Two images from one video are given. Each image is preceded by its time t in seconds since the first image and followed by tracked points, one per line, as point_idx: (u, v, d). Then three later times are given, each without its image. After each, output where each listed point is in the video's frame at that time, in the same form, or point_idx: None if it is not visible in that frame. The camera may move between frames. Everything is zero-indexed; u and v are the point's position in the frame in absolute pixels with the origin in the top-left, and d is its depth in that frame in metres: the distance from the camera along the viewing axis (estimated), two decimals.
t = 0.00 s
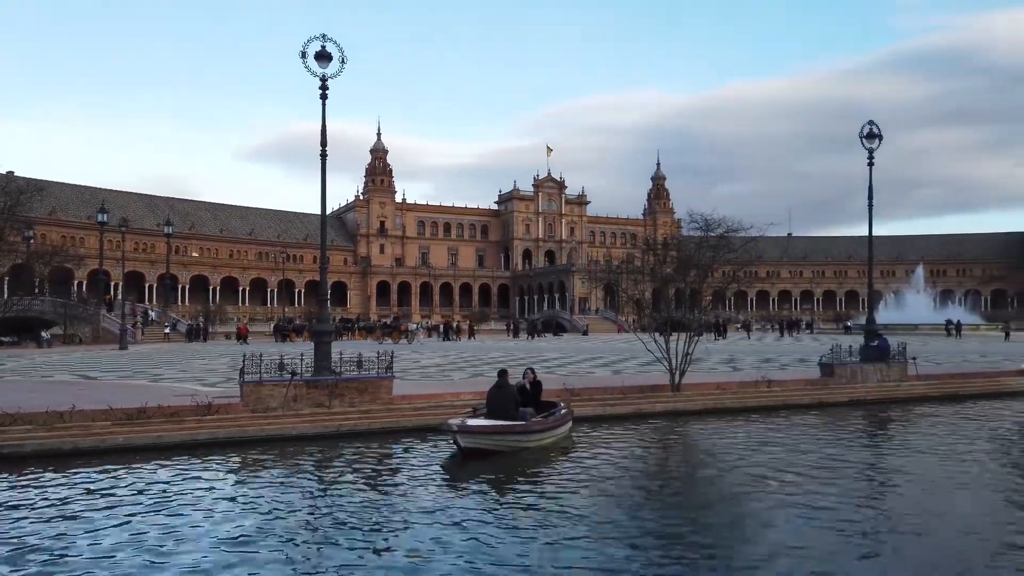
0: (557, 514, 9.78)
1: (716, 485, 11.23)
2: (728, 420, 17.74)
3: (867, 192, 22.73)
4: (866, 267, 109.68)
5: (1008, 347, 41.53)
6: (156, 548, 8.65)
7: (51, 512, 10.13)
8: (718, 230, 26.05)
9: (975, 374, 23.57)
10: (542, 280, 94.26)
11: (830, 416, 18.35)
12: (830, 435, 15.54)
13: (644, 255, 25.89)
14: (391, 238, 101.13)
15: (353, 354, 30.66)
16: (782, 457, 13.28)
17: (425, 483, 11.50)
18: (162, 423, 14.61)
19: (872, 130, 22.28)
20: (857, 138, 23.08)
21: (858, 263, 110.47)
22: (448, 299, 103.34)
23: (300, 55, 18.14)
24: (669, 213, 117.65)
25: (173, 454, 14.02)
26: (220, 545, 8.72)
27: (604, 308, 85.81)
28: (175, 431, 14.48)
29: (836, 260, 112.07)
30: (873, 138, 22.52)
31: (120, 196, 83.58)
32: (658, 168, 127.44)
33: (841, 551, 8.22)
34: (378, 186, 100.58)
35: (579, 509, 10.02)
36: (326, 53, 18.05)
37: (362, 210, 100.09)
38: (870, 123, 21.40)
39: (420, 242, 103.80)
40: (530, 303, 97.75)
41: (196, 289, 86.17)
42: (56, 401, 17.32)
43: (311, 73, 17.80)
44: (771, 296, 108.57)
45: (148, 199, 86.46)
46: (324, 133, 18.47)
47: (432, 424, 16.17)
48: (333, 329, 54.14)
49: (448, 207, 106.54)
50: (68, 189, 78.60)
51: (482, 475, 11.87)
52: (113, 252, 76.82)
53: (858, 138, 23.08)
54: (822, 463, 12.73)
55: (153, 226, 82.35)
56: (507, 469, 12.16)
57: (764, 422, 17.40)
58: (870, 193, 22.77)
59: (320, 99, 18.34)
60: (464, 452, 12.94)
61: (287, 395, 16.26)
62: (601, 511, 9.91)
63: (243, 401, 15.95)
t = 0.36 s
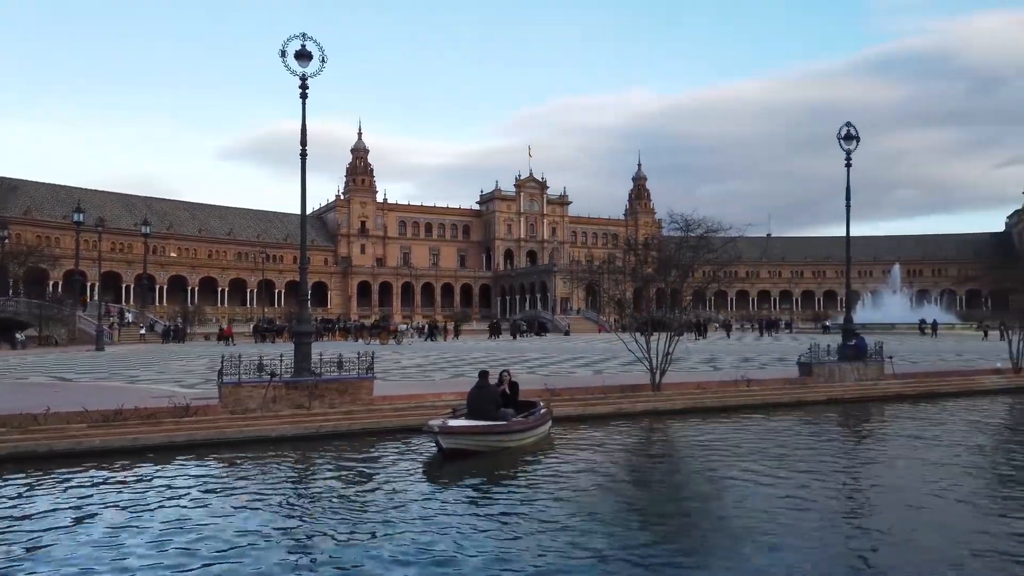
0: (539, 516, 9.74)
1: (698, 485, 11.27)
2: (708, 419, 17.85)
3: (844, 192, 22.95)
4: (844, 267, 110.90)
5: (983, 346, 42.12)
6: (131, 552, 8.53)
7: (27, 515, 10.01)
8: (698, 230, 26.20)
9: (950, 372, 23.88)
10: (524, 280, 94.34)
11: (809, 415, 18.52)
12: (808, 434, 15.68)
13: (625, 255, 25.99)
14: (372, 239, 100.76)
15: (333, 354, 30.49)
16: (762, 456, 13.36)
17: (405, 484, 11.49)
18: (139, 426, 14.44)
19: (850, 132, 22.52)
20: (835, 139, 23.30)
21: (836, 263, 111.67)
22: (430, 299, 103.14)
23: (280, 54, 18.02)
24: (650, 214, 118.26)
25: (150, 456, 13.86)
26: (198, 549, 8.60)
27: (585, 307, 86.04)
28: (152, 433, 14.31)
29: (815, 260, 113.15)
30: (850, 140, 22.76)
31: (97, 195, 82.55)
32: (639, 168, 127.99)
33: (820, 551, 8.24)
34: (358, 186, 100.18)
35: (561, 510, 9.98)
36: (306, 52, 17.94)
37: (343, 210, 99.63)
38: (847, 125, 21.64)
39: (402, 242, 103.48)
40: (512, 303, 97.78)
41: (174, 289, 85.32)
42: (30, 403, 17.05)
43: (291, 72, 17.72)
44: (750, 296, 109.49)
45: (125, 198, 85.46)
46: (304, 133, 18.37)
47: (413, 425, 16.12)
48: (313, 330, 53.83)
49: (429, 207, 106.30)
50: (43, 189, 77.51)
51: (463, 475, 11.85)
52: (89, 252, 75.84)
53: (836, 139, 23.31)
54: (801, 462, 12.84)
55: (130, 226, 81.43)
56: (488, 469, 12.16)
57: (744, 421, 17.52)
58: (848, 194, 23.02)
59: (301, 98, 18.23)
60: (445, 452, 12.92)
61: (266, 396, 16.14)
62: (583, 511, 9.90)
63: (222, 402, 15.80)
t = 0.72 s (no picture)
0: (516, 515, 9.74)
1: (675, 484, 11.34)
2: (684, 419, 17.99)
3: (819, 193, 23.22)
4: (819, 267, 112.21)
5: (953, 344, 42.75)
6: (102, 556, 8.41)
7: None
8: (675, 231, 26.37)
9: (923, 371, 24.23)
10: (502, 280, 94.31)
11: (784, 414, 18.72)
12: (784, 432, 15.85)
13: (602, 255, 26.09)
14: (350, 238, 100.22)
15: (310, 355, 30.27)
16: (737, 454, 13.48)
17: (382, 484, 11.45)
18: (111, 428, 14.23)
19: (824, 133, 22.79)
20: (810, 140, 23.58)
21: (811, 263, 112.95)
22: (408, 299, 102.85)
23: (256, 52, 17.88)
24: (628, 214, 118.78)
25: (122, 458, 13.66)
26: (171, 552, 8.51)
27: (564, 308, 86.22)
28: (124, 436, 14.09)
29: (791, 261, 114.27)
30: (824, 142, 23.05)
31: (68, 194, 81.31)
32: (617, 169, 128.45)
33: (793, 549, 8.32)
34: (336, 186, 99.64)
35: (538, 510, 9.99)
36: (283, 49, 17.81)
37: (320, 209, 99.06)
38: (822, 126, 21.91)
39: (380, 242, 103.01)
40: (490, 303, 97.71)
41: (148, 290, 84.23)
42: None
43: (268, 70, 17.58)
44: (726, 296, 110.42)
45: (97, 197, 84.28)
46: (281, 132, 18.26)
47: (390, 426, 16.07)
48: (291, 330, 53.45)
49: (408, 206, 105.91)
50: (13, 187, 76.21)
51: (440, 475, 11.83)
52: (60, 252, 74.62)
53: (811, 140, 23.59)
54: (776, 460, 12.99)
55: (102, 225, 80.32)
56: (466, 469, 12.15)
57: (720, 420, 17.65)
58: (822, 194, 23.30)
59: (277, 97, 18.10)
60: (423, 452, 12.89)
61: (242, 397, 15.99)
62: (561, 511, 9.92)
63: (196, 404, 15.60)
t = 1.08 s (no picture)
0: (490, 514, 9.77)
1: (647, 481, 11.44)
2: (657, 417, 18.13)
3: (789, 194, 23.49)
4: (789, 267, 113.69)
5: (918, 343, 43.59)
6: (64, 559, 8.25)
7: None
8: (648, 231, 26.55)
9: (889, 369, 24.65)
10: (477, 280, 94.18)
11: (755, 412, 18.95)
12: (754, 430, 16.05)
13: (576, 254, 26.18)
14: (323, 237, 99.44)
15: (281, 355, 29.98)
16: (709, 452, 13.61)
17: (355, 485, 11.40)
18: (77, 429, 13.95)
19: (794, 135, 23.06)
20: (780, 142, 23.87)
21: (781, 263, 114.43)
22: (382, 298, 102.32)
23: (225, 48, 17.67)
24: (602, 214, 119.30)
25: (89, 460, 13.42)
26: (137, 555, 8.38)
27: (538, 307, 86.38)
28: (91, 437, 13.84)
29: (762, 261, 115.65)
30: (794, 143, 23.32)
31: (33, 191, 79.68)
32: (591, 168, 128.94)
33: (763, 546, 8.39)
34: (309, 184, 98.85)
35: (511, 509, 9.98)
36: (254, 46, 17.63)
37: (292, 207, 98.22)
38: (792, 128, 22.17)
39: (353, 240, 102.37)
40: (465, 302, 97.53)
41: (116, 289, 82.80)
42: None
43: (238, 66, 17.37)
44: (699, 296, 111.48)
45: (63, 194, 82.67)
46: (252, 129, 18.06)
47: (363, 426, 15.98)
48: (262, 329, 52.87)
49: (381, 205, 105.35)
50: None
51: (414, 475, 11.81)
52: (24, 249, 73.09)
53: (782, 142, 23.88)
54: (747, 457, 13.15)
55: (69, 223, 78.84)
56: (440, 469, 12.13)
57: (692, 418, 17.81)
58: (792, 195, 23.59)
59: (248, 94, 17.91)
60: (395, 452, 12.85)
61: (211, 397, 15.78)
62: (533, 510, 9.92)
63: (164, 404, 15.37)
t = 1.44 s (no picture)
0: (453, 511, 9.77)
1: (609, 478, 11.54)
2: (619, 414, 18.28)
3: (748, 193, 23.87)
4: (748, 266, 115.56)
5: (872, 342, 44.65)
6: (13, 562, 8.02)
7: None
8: (610, 230, 26.73)
9: (843, 367, 25.26)
10: (440, 277, 93.81)
11: (714, 408, 19.23)
12: (713, 426, 16.29)
13: (539, 253, 26.25)
14: (283, 233, 98.23)
15: (240, 352, 29.52)
16: (669, 449, 13.80)
17: (316, 483, 11.30)
18: (26, 428, 13.56)
19: (754, 137, 23.44)
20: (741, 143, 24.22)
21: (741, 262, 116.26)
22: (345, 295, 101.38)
23: (184, 39, 17.32)
24: (566, 212, 119.79)
25: (39, 460, 13.07)
26: (90, 558, 8.14)
27: (502, 304, 86.38)
28: (41, 436, 13.47)
29: (722, 260, 117.40)
30: (754, 144, 23.70)
31: None
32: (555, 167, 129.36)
33: (722, 540, 8.55)
34: (270, 179, 97.60)
35: (476, 507, 9.95)
36: (213, 37, 17.30)
37: (252, 202, 96.79)
38: (752, 129, 22.53)
39: (315, 236, 101.26)
40: (428, 300, 97.11)
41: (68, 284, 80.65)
42: None
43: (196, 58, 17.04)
44: (661, 294, 112.69)
45: (13, 187, 80.27)
46: (210, 122, 17.72)
47: (323, 424, 15.82)
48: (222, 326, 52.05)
49: (343, 201, 104.35)
50: None
51: (375, 474, 11.73)
52: None
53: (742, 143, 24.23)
54: (706, 453, 13.34)
55: (19, 216, 76.61)
56: (402, 467, 12.08)
57: (653, 415, 18.00)
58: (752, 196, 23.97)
59: (207, 86, 17.57)
60: (357, 451, 12.74)
61: (167, 395, 15.46)
62: (499, 508, 9.89)
63: (118, 402, 15.02)
